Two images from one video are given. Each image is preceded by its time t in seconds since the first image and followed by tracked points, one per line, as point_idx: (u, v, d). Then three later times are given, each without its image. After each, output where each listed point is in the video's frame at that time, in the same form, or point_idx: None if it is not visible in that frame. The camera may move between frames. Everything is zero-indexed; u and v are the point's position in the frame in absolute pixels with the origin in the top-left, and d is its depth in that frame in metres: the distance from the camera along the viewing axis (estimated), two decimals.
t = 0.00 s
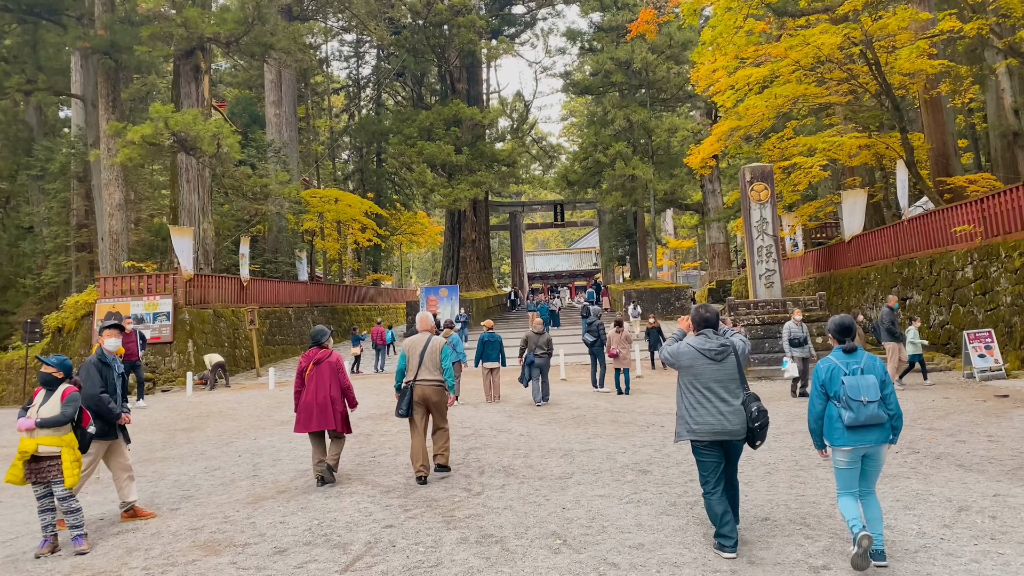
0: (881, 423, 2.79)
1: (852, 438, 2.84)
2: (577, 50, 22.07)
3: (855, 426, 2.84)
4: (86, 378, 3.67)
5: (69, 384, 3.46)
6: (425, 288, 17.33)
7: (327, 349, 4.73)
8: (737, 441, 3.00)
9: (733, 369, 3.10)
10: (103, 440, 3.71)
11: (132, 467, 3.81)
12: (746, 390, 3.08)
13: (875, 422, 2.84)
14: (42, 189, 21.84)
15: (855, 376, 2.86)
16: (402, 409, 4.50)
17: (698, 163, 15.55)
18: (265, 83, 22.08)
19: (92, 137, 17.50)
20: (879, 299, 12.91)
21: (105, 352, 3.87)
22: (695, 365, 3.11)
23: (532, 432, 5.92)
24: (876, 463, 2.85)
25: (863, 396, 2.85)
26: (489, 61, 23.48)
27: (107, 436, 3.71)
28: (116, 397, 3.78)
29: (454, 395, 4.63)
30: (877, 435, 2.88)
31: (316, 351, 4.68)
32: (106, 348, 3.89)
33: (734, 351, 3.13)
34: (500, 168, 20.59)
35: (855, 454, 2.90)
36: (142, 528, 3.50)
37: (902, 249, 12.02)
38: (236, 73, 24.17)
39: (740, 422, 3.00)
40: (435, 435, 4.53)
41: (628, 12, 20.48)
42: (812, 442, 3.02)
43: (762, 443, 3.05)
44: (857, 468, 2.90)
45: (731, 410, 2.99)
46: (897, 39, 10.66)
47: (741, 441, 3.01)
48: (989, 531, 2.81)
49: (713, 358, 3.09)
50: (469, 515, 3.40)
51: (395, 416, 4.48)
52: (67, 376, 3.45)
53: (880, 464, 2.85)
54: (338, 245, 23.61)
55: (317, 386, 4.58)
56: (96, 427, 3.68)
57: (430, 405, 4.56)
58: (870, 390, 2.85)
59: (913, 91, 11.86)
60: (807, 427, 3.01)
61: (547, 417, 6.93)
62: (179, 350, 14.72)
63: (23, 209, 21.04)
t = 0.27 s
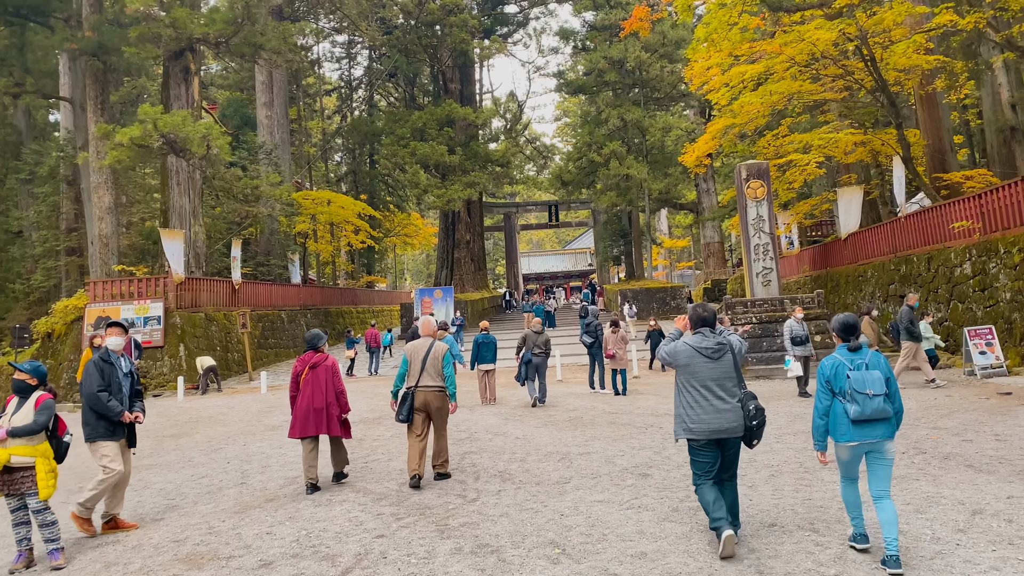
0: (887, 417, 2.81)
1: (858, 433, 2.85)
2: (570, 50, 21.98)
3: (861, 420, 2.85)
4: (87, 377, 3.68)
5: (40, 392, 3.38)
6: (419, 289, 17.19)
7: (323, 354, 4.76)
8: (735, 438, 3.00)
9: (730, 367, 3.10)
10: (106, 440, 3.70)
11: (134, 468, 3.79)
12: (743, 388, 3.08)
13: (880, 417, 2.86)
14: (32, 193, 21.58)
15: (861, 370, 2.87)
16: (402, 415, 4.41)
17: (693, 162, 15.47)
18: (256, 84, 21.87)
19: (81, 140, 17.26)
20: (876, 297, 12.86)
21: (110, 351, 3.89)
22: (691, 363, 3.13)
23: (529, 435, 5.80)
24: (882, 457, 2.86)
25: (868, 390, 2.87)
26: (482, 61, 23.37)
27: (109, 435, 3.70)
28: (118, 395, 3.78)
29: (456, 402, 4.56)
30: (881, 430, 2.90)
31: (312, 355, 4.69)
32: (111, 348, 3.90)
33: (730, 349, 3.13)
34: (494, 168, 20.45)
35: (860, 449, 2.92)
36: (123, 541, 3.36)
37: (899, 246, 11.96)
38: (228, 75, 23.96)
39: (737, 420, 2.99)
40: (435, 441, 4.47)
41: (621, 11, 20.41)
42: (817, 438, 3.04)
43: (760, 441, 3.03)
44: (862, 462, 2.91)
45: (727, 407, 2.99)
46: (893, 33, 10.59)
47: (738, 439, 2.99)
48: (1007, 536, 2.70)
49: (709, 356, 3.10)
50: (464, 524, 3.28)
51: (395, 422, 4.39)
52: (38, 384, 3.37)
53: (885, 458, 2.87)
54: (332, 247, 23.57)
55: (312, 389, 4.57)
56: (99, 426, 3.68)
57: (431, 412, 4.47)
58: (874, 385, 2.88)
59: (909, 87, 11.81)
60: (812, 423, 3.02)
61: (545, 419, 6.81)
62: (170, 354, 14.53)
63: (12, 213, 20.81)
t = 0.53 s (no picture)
0: (885, 421, 2.84)
1: (858, 438, 2.89)
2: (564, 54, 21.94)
3: (861, 425, 2.89)
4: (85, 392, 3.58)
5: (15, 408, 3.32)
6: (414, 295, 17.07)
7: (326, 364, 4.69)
8: (730, 441, 2.99)
9: (723, 370, 3.11)
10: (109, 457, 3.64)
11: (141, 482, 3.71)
12: (737, 391, 3.08)
13: (879, 421, 2.90)
14: (22, 200, 21.35)
15: (856, 376, 2.92)
16: (406, 421, 4.61)
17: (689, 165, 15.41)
18: (249, 90, 21.73)
19: (71, 147, 17.06)
20: (874, 301, 12.84)
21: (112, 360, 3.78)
22: (685, 367, 3.13)
23: (526, 444, 5.70)
24: (883, 461, 2.89)
25: (865, 395, 2.90)
26: (476, 66, 23.30)
27: (111, 452, 3.63)
28: (119, 409, 3.64)
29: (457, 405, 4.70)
30: (882, 434, 2.93)
31: (316, 365, 4.64)
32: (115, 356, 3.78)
33: (724, 352, 3.14)
34: (488, 173, 20.36)
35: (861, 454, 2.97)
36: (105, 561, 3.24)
37: (897, 248, 11.88)
38: (221, 81, 23.79)
39: (734, 423, 2.99)
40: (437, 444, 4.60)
41: (616, 15, 20.38)
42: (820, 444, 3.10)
43: (756, 444, 3.01)
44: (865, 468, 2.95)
45: (723, 410, 3.00)
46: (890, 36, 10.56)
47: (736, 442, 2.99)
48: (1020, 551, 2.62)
49: (703, 359, 3.10)
50: (458, 540, 3.17)
51: (398, 426, 4.59)
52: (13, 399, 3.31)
53: (887, 462, 2.90)
54: (327, 254, 23.48)
55: (313, 399, 4.54)
56: (101, 442, 3.62)
57: (432, 414, 4.64)
58: (872, 389, 2.91)
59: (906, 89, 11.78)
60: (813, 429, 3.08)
61: (541, 427, 6.69)
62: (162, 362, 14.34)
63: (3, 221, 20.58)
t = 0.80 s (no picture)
0: (881, 424, 2.85)
1: (854, 442, 2.90)
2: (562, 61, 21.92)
3: (857, 428, 2.90)
4: (91, 397, 3.53)
5: None
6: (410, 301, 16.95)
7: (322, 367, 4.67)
8: (709, 450, 3.04)
9: (702, 377, 3.16)
10: (116, 462, 3.60)
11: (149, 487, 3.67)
12: (715, 399, 3.13)
13: (875, 424, 2.91)
14: (15, 204, 21.12)
15: (851, 379, 2.92)
16: (399, 428, 4.53)
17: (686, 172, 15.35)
18: (246, 95, 21.64)
19: (65, 150, 16.90)
20: (874, 308, 12.88)
21: (115, 363, 3.73)
22: (665, 375, 3.17)
23: (521, 453, 5.58)
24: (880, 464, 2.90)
25: (861, 398, 2.90)
26: (473, 72, 23.26)
27: (118, 458, 3.58)
28: (127, 413, 3.63)
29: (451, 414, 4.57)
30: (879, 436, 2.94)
31: (311, 368, 4.60)
32: (118, 359, 3.74)
33: (702, 360, 3.19)
34: (485, 179, 20.30)
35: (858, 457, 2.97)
36: None
37: (896, 257, 11.92)
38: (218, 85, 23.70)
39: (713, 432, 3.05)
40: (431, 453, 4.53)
41: (614, 22, 20.37)
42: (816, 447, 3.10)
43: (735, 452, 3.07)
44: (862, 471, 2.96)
45: (702, 419, 3.06)
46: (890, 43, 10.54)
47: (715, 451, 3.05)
48: None
49: (682, 367, 3.15)
50: (448, 554, 3.08)
51: (391, 435, 4.51)
52: None
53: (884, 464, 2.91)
54: (323, 259, 23.42)
55: (308, 403, 4.51)
56: (108, 448, 3.57)
57: (426, 422, 4.54)
58: (867, 392, 2.92)
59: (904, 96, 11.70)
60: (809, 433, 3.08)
61: (536, 435, 6.57)
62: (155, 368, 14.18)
63: None
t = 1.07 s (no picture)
0: (875, 444, 2.88)
1: (845, 459, 2.92)
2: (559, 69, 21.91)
3: (849, 447, 2.92)
4: (93, 400, 3.41)
5: None
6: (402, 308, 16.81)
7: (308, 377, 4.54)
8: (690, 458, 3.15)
9: (682, 386, 3.26)
10: (110, 470, 3.47)
11: (143, 498, 3.55)
12: (695, 408, 3.23)
13: (866, 442, 2.93)
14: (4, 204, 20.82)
15: (848, 399, 2.92)
16: (387, 436, 4.38)
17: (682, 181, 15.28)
18: (240, 98, 21.48)
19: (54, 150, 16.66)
20: (869, 321, 13.13)
21: (115, 366, 3.62)
22: (645, 382, 3.27)
23: (510, 465, 5.46)
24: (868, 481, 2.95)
25: (856, 417, 2.92)
26: (469, 78, 23.21)
27: (114, 465, 3.46)
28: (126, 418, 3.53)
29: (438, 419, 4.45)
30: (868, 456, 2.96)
31: (297, 378, 4.46)
32: (119, 362, 3.63)
33: (683, 368, 3.28)
34: (480, 186, 20.21)
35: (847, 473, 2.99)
36: None
37: (893, 270, 12.21)
38: (213, 88, 23.53)
39: (690, 439, 3.14)
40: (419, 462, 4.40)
41: (611, 30, 20.38)
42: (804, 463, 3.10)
43: (715, 461, 3.16)
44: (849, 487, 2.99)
45: (680, 426, 3.14)
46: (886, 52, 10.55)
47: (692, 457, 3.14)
48: None
49: (662, 375, 3.24)
50: (428, 573, 2.96)
51: (379, 443, 4.37)
52: None
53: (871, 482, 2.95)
54: (315, 264, 23.29)
55: (295, 414, 4.37)
56: (103, 455, 3.44)
57: (412, 430, 4.39)
58: (862, 411, 2.93)
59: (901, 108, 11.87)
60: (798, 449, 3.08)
61: (526, 446, 6.44)
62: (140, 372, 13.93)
63: None
